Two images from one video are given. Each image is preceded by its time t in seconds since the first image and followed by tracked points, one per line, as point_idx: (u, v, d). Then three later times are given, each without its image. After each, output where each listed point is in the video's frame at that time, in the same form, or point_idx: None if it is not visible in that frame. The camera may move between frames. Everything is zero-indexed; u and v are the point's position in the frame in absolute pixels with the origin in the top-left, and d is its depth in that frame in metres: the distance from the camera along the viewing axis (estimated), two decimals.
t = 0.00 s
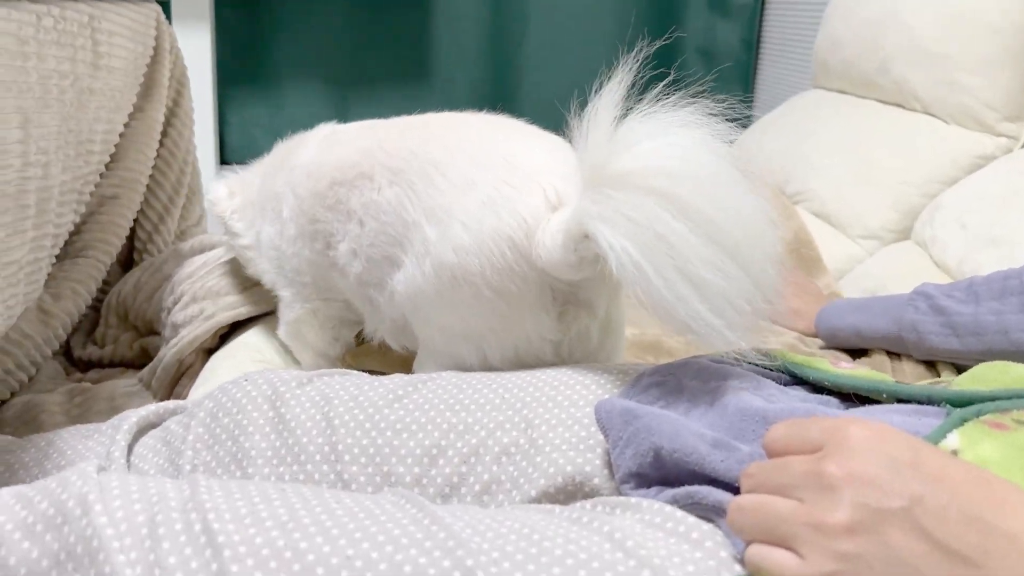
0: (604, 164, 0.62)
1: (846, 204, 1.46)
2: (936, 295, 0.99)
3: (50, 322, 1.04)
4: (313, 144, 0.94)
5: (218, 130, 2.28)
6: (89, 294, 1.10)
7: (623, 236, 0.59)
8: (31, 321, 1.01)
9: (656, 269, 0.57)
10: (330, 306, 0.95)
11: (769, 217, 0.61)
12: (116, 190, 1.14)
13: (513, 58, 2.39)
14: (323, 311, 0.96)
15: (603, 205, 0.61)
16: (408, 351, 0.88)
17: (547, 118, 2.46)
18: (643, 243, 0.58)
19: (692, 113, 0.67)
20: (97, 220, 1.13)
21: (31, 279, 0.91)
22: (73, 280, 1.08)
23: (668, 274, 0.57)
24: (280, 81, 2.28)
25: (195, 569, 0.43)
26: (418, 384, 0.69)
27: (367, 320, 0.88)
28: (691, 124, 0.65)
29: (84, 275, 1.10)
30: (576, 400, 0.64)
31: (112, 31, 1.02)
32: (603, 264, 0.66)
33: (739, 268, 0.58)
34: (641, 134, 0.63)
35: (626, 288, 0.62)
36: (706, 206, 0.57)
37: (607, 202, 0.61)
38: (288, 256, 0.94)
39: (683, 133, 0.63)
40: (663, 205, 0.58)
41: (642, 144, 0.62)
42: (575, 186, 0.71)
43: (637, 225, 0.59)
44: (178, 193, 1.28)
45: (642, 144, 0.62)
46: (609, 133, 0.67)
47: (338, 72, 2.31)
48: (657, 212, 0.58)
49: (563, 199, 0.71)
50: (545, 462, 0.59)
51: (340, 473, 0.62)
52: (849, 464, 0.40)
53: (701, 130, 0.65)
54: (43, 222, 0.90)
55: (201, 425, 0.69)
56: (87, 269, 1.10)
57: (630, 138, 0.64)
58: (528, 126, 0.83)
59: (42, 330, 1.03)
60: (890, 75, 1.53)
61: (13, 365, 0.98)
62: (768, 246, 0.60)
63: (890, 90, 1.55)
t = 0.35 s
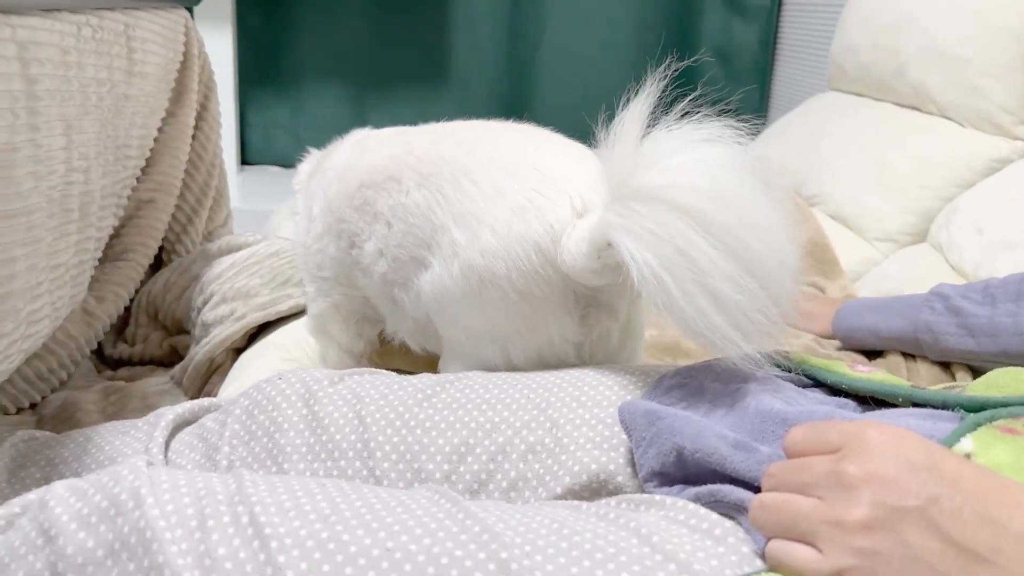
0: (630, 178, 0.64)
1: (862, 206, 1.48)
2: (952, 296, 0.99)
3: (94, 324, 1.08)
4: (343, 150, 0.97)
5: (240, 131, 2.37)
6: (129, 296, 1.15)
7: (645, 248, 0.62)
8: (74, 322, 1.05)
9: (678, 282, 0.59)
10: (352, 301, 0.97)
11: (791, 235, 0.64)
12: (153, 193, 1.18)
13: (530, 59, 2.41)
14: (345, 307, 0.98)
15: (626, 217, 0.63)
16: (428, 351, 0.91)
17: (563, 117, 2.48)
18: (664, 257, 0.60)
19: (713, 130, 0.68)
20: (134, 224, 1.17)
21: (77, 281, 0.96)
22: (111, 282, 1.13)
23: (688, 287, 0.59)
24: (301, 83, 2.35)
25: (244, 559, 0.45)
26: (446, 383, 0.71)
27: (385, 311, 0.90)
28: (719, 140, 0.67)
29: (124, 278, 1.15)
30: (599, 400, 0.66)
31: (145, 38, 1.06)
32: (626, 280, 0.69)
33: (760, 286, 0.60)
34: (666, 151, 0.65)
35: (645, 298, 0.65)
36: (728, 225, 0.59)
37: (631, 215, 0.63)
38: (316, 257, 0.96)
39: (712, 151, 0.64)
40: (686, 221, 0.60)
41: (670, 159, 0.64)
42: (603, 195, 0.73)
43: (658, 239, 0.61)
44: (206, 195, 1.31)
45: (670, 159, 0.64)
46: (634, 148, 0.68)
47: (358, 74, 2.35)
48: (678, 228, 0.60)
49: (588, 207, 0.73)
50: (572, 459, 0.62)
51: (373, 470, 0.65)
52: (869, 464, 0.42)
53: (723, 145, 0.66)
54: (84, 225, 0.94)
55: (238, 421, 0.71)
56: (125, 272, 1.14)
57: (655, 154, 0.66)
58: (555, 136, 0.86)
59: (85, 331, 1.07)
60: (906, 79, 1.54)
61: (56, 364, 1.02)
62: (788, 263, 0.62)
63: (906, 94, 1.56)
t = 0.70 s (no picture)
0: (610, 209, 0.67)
1: (852, 217, 1.50)
2: (932, 313, 1.03)
3: (93, 338, 1.11)
4: (341, 173, 1.00)
5: (241, 138, 2.40)
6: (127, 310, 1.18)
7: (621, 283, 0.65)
8: (76, 337, 1.08)
9: (649, 317, 0.63)
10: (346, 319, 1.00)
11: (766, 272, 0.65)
12: (152, 210, 1.21)
13: (529, 68, 2.42)
14: (342, 322, 1.01)
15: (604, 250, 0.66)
16: (426, 368, 0.94)
17: (562, 124, 2.50)
18: (637, 292, 0.64)
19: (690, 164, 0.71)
20: (134, 239, 1.20)
21: (78, 296, 0.99)
22: (111, 297, 1.16)
23: (659, 322, 0.63)
24: (302, 92, 2.38)
25: None
26: (434, 403, 0.73)
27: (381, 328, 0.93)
28: (703, 174, 0.68)
29: (124, 292, 1.18)
30: (580, 421, 0.69)
31: (145, 60, 1.08)
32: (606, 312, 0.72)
33: (732, 320, 0.63)
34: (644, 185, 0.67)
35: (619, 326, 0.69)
36: (702, 264, 0.62)
37: (608, 248, 0.66)
38: (312, 276, 0.99)
39: (692, 185, 0.66)
40: (660, 259, 0.63)
41: (650, 194, 0.66)
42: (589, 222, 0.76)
43: (633, 274, 0.64)
44: (205, 209, 1.34)
45: (650, 194, 0.66)
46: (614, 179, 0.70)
47: (358, 82, 2.38)
48: (652, 266, 0.63)
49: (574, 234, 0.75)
50: (551, 480, 0.64)
51: (361, 488, 0.67)
52: (821, 493, 0.45)
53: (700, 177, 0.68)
54: (85, 244, 0.97)
55: (233, 440, 0.74)
56: (125, 287, 1.17)
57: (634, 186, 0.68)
58: (545, 161, 0.88)
59: (85, 345, 1.10)
60: (897, 91, 1.56)
61: (58, 377, 1.06)
62: (763, 299, 0.64)
63: (898, 105, 1.58)
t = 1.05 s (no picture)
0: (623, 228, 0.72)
1: (847, 223, 1.55)
2: (923, 321, 1.08)
3: (121, 349, 1.16)
4: (367, 193, 1.05)
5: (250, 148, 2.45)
6: (153, 321, 1.23)
7: (635, 294, 0.69)
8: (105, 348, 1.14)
9: (661, 327, 0.68)
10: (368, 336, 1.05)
11: (769, 285, 0.71)
12: (175, 225, 1.26)
13: (531, 77, 2.47)
14: (361, 329, 1.04)
15: (617, 264, 0.71)
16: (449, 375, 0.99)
17: (563, 131, 2.54)
18: (651, 302, 0.68)
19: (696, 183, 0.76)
20: (159, 253, 1.26)
21: (110, 309, 1.04)
22: (138, 310, 1.21)
23: (671, 330, 0.67)
24: (309, 103, 2.43)
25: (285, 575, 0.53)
26: (455, 410, 0.78)
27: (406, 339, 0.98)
28: (709, 194, 0.73)
29: (150, 305, 1.23)
30: (592, 425, 0.74)
31: (170, 83, 1.14)
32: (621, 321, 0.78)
33: (738, 329, 0.68)
34: (654, 204, 0.72)
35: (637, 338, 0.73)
36: (710, 278, 0.67)
37: (621, 262, 0.71)
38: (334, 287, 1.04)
39: (699, 204, 0.71)
40: (670, 271, 0.68)
41: (659, 212, 0.71)
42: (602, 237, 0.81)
43: (647, 285, 0.68)
44: (224, 223, 1.39)
45: (660, 212, 0.71)
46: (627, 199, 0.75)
47: (364, 93, 2.44)
48: (664, 277, 0.68)
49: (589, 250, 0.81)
50: (567, 481, 0.69)
51: (389, 490, 0.73)
52: (814, 491, 0.50)
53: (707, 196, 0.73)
54: (117, 261, 1.02)
55: (268, 446, 0.79)
56: (151, 300, 1.22)
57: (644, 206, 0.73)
58: (558, 182, 0.94)
59: (113, 356, 1.15)
60: (890, 101, 1.62)
61: (88, 387, 1.11)
62: (766, 309, 0.70)
63: (891, 114, 1.63)
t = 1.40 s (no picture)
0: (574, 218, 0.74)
1: (811, 213, 1.57)
2: (878, 308, 1.11)
3: (86, 346, 1.17)
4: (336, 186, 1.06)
5: (223, 142, 2.44)
6: (119, 318, 1.24)
7: (594, 275, 0.70)
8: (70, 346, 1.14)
9: (620, 304, 0.68)
10: (336, 334, 1.05)
11: (715, 259, 0.74)
12: (140, 222, 1.27)
13: (505, 70, 2.47)
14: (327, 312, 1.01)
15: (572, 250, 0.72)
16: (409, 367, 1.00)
17: (538, 123, 2.55)
18: (610, 281, 0.69)
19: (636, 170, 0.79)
20: (124, 251, 1.26)
21: (73, 307, 1.04)
22: (103, 307, 1.21)
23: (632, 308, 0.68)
24: (283, 97, 2.42)
25: (230, 566, 0.54)
26: (410, 402, 0.80)
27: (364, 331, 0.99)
28: (655, 181, 0.77)
29: (115, 302, 1.23)
30: (544, 415, 0.76)
31: (131, 81, 1.14)
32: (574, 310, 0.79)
33: (691, 304, 0.70)
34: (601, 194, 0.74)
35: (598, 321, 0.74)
36: (664, 255, 0.69)
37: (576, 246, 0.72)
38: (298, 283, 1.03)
39: (648, 190, 0.74)
40: (626, 251, 0.69)
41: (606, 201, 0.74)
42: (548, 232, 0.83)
43: (604, 267, 0.69)
44: (190, 220, 1.40)
45: (612, 198, 0.74)
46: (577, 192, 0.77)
47: (337, 86, 2.43)
48: (621, 258, 0.69)
49: (536, 244, 0.83)
50: (517, 471, 0.71)
51: (344, 482, 0.74)
52: (741, 476, 0.52)
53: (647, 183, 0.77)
54: (79, 259, 1.03)
55: (226, 440, 0.80)
56: (116, 297, 1.23)
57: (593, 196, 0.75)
58: (515, 176, 0.96)
59: (78, 353, 1.16)
60: (854, 93, 1.64)
61: (54, 385, 1.11)
62: (713, 286, 0.72)
63: (855, 106, 1.66)
